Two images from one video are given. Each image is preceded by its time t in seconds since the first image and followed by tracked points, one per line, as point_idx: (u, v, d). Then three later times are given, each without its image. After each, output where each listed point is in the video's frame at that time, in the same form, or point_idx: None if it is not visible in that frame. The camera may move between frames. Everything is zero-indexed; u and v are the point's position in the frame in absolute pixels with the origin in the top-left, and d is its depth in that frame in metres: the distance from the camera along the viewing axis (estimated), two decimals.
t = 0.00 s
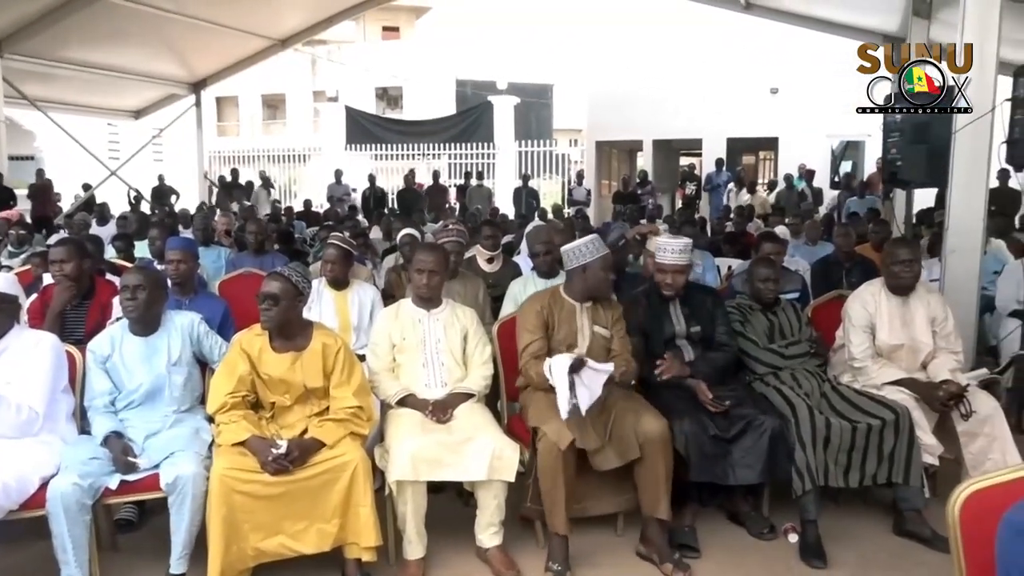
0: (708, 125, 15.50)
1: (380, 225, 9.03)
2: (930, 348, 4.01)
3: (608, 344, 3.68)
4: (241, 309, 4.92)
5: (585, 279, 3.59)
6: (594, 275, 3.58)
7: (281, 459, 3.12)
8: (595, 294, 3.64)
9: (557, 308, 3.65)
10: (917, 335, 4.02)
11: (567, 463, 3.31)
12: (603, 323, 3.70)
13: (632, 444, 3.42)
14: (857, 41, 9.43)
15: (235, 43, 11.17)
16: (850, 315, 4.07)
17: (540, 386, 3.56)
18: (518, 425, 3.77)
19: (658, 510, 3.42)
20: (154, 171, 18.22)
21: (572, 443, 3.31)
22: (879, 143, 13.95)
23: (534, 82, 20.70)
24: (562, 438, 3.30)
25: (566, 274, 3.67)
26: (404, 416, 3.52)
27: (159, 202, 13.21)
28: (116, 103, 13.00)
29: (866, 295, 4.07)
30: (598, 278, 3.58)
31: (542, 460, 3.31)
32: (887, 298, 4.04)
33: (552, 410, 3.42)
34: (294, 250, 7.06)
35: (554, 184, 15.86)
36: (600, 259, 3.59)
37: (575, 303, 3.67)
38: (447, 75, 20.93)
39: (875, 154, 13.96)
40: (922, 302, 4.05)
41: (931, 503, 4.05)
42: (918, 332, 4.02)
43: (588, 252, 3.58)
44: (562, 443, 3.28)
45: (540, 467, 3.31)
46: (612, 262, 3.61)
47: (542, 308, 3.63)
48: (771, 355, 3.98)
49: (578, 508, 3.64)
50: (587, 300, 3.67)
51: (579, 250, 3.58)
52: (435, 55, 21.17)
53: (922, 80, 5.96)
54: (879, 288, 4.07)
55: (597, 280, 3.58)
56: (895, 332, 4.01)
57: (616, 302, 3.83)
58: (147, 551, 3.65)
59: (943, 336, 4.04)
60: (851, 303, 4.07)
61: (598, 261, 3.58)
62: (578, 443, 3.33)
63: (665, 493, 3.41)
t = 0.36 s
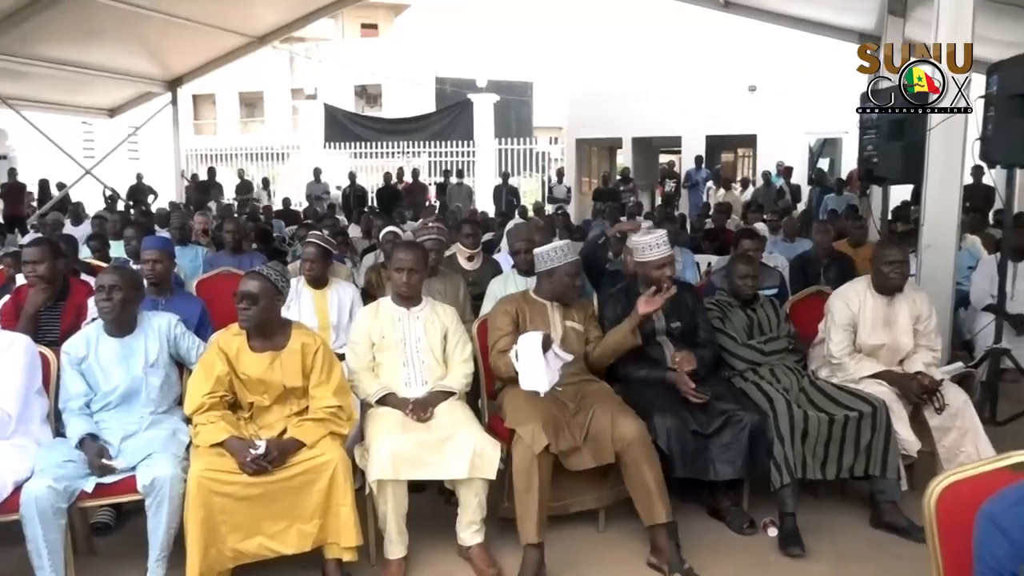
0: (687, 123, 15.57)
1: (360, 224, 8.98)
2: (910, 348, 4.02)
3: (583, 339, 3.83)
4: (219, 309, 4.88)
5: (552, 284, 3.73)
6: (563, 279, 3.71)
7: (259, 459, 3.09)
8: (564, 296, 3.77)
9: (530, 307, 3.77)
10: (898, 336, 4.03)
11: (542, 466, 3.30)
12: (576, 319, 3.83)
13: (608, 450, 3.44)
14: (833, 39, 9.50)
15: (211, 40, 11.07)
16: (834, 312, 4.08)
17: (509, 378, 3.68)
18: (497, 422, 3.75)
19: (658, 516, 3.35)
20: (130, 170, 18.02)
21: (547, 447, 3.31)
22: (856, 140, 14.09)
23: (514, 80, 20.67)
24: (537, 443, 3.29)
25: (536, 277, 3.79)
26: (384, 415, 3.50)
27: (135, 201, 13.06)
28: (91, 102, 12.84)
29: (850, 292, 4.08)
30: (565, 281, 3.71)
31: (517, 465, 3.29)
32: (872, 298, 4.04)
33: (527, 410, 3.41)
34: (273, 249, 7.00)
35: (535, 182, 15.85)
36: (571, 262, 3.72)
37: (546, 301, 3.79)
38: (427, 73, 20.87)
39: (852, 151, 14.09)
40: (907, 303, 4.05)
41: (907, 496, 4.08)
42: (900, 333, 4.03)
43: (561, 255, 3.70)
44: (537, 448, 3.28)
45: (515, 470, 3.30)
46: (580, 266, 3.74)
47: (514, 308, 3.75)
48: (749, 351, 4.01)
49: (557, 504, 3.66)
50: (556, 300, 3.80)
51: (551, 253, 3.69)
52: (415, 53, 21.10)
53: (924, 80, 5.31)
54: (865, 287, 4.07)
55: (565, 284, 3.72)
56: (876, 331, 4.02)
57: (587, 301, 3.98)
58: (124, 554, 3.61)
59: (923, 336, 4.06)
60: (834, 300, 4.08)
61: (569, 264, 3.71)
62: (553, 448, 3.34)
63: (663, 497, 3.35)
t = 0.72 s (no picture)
0: (669, 122, 15.63)
1: (342, 223, 8.94)
2: (896, 347, 4.02)
3: (568, 341, 3.83)
4: (199, 309, 4.84)
5: (537, 283, 3.73)
6: (547, 280, 3.71)
7: (240, 460, 3.07)
8: (547, 298, 3.78)
9: (513, 307, 3.77)
10: (888, 335, 4.01)
11: (527, 467, 3.30)
12: (561, 319, 3.84)
13: (603, 446, 3.45)
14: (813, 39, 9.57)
15: (192, 38, 10.98)
16: (831, 303, 4.04)
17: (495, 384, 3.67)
18: (481, 421, 3.75)
19: (644, 512, 3.36)
20: (109, 169, 17.83)
21: (532, 447, 3.31)
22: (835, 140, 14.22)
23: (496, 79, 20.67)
24: (523, 442, 3.30)
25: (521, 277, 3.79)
26: (367, 415, 3.48)
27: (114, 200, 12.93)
28: (69, 100, 12.70)
29: (851, 286, 4.02)
30: (550, 282, 3.71)
31: (501, 466, 3.29)
32: (871, 298, 3.99)
33: (512, 410, 3.42)
34: (254, 249, 6.96)
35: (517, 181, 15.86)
36: (557, 264, 3.71)
37: (531, 302, 3.80)
38: (408, 71, 20.82)
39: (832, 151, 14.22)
40: (905, 307, 4.00)
41: (886, 493, 4.12)
42: (892, 333, 4.00)
43: (548, 256, 3.69)
44: (523, 448, 3.28)
45: (498, 471, 3.29)
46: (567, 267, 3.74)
47: (499, 308, 3.75)
48: (731, 349, 4.03)
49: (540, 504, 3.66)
50: (541, 301, 3.80)
51: (540, 253, 3.68)
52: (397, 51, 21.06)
53: (925, 78, 5.01)
54: (867, 286, 4.00)
55: (549, 285, 3.71)
56: (869, 329, 3.99)
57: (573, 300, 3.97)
58: (102, 557, 3.57)
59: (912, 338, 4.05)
60: (833, 293, 4.03)
61: (556, 266, 3.70)
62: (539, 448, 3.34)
63: (652, 495, 3.36)
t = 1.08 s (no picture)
0: (655, 120, 15.67)
1: (328, 222, 8.90)
2: (862, 340, 4.10)
3: (554, 340, 3.81)
4: (183, 308, 4.80)
5: (523, 281, 3.73)
6: (533, 279, 3.71)
7: (224, 460, 3.05)
8: (533, 297, 3.78)
9: (499, 306, 3.78)
10: (851, 328, 4.10)
11: (511, 466, 3.29)
12: (547, 318, 3.83)
13: (591, 445, 3.44)
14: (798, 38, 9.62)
15: (176, 35, 10.90)
16: (792, 305, 4.14)
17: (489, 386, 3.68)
18: (466, 420, 3.75)
19: (630, 510, 3.36)
20: (91, 166, 17.67)
21: (515, 446, 3.31)
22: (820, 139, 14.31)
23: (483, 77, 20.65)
24: (505, 440, 3.29)
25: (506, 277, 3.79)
26: (352, 414, 3.47)
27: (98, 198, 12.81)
28: (51, 97, 12.58)
29: (808, 286, 4.14)
30: (536, 281, 3.72)
31: (484, 466, 3.28)
32: (828, 291, 4.10)
33: (498, 408, 3.42)
34: (239, 247, 6.91)
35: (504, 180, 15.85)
36: (544, 262, 3.71)
37: (517, 301, 3.81)
38: (394, 68, 20.77)
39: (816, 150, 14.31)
40: (861, 296, 4.12)
41: (870, 490, 4.14)
42: (853, 324, 4.10)
43: (535, 255, 3.69)
44: (505, 446, 3.28)
45: (482, 471, 3.28)
46: (553, 267, 3.74)
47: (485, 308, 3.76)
48: (716, 347, 4.04)
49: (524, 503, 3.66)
50: (527, 300, 3.81)
51: (524, 253, 3.68)
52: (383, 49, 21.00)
53: (925, 78, 4.93)
54: (821, 280, 4.13)
55: (535, 284, 3.72)
56: (831, 323, 4.08)
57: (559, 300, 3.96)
58: (84, 558, 3.54)
59: (875, 331, 4.13)
60: (793, 294, 4.14)
61: (542, 265, 3.70)
62: (523, 446, 3.34)
63: (638, 493, 3.36)
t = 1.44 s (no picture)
0: (645, 120, 15.69)
1: (318, 222, 8.87)
2: (837, 328, 4.23)
3: (544, 340, 3.82)
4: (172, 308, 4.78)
5: (513, 280, 3.73)
6: (523, 277, 3.71)
7: (213, 461, 3.03)
8: (523, 296, 3.78)
9: (490, 307, 3.78)
10: (823, 309, 4.26)
11: (502, 465, 3.28)
12: (538, 318, 3.84)
13: (585, 444, 3.42)
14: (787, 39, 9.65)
15: (164, 33, 10.85)
16: (764, 299, 4.27)
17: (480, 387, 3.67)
18: (457, 420, 3.74)
19: (622, 510, 3.37)
20: (79, 166, 17.55)
21: (504, 446, 3.30)
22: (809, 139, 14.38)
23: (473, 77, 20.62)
24: (494, 441, 3.29)
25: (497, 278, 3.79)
26: (341, 415, 3.45)
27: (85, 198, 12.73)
28: (38, 95, 12.49)
29: (776, 282, 4.29)
30: (526, 280, 3.72)
31: (475, 465, 3.28)
32: (795, 280, 4.27)
33: (490, 409, 3.42)
34: (228, 248, 6.88)
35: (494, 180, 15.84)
36: (533, 260, 3.72)
37: (508, 300, 3.81)
38: (384, 68, 20.71)
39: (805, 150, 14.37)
40: (827, 282, 4.30)
41: (858, 488, 4.16)
42: (825, 306, 4.26)
43: (522, 254, 3.70)
44: (494, 446, 3.28)
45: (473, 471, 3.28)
46: (542, 264, 3.74)
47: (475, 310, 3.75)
48: (705, 347, 4.05)
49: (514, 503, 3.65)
50: (519, 300, 3.81)
51: (513, 253, 3.70)
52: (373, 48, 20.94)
53: (925, 78, 4.91)
54: (786, 274, 4.30)
55: (525, 283, 3.72)
56: (803, 308, 4.23)
57: (549, 301, 3.97)
58: (72, 560, 3.52)
59: (851, 318, 4.27)
60: (765, 291, 4.27)
61: (532, 262, 3.71)
62: (513, 446, 3.33)
63: (630, 492, 3.37)
